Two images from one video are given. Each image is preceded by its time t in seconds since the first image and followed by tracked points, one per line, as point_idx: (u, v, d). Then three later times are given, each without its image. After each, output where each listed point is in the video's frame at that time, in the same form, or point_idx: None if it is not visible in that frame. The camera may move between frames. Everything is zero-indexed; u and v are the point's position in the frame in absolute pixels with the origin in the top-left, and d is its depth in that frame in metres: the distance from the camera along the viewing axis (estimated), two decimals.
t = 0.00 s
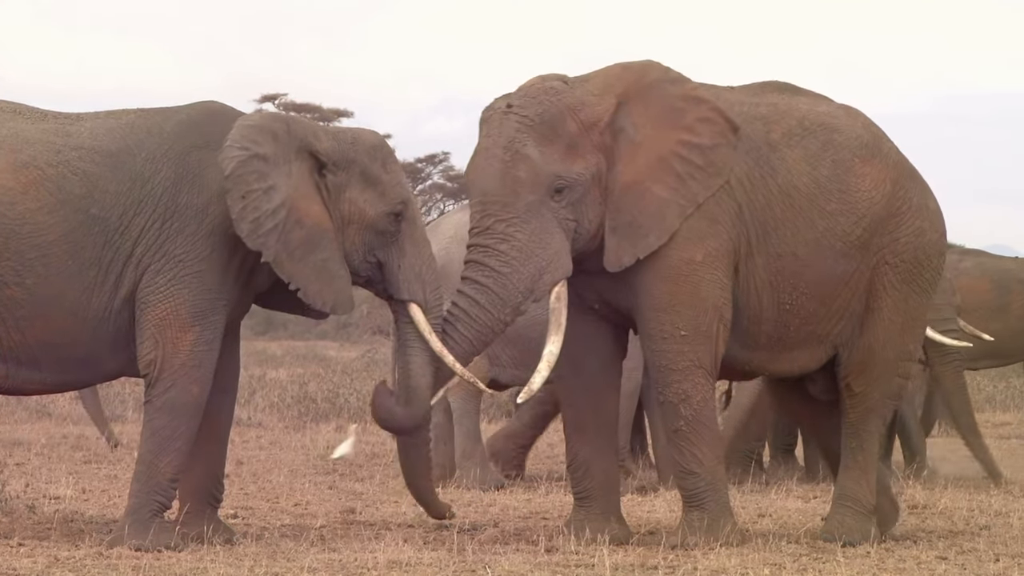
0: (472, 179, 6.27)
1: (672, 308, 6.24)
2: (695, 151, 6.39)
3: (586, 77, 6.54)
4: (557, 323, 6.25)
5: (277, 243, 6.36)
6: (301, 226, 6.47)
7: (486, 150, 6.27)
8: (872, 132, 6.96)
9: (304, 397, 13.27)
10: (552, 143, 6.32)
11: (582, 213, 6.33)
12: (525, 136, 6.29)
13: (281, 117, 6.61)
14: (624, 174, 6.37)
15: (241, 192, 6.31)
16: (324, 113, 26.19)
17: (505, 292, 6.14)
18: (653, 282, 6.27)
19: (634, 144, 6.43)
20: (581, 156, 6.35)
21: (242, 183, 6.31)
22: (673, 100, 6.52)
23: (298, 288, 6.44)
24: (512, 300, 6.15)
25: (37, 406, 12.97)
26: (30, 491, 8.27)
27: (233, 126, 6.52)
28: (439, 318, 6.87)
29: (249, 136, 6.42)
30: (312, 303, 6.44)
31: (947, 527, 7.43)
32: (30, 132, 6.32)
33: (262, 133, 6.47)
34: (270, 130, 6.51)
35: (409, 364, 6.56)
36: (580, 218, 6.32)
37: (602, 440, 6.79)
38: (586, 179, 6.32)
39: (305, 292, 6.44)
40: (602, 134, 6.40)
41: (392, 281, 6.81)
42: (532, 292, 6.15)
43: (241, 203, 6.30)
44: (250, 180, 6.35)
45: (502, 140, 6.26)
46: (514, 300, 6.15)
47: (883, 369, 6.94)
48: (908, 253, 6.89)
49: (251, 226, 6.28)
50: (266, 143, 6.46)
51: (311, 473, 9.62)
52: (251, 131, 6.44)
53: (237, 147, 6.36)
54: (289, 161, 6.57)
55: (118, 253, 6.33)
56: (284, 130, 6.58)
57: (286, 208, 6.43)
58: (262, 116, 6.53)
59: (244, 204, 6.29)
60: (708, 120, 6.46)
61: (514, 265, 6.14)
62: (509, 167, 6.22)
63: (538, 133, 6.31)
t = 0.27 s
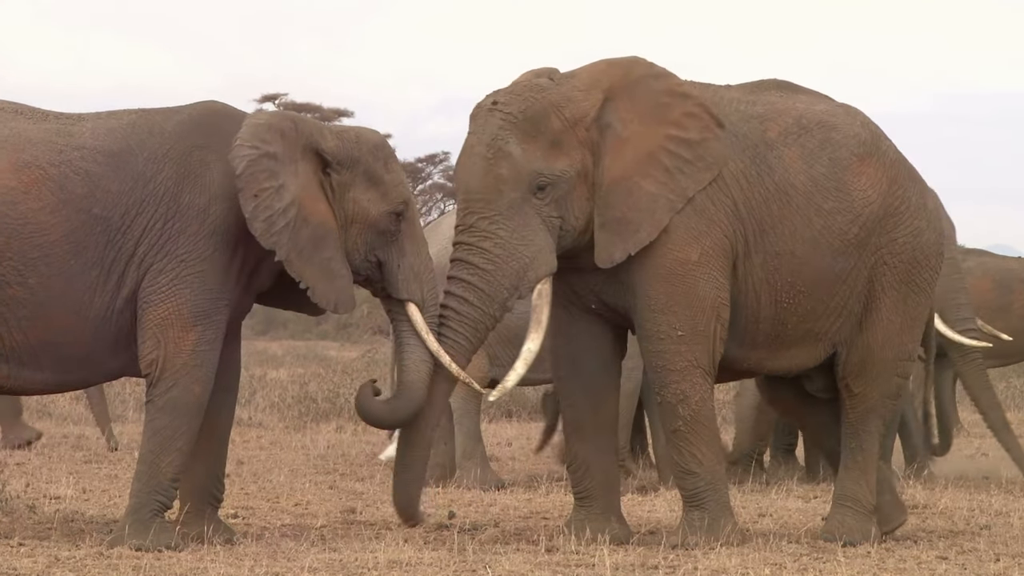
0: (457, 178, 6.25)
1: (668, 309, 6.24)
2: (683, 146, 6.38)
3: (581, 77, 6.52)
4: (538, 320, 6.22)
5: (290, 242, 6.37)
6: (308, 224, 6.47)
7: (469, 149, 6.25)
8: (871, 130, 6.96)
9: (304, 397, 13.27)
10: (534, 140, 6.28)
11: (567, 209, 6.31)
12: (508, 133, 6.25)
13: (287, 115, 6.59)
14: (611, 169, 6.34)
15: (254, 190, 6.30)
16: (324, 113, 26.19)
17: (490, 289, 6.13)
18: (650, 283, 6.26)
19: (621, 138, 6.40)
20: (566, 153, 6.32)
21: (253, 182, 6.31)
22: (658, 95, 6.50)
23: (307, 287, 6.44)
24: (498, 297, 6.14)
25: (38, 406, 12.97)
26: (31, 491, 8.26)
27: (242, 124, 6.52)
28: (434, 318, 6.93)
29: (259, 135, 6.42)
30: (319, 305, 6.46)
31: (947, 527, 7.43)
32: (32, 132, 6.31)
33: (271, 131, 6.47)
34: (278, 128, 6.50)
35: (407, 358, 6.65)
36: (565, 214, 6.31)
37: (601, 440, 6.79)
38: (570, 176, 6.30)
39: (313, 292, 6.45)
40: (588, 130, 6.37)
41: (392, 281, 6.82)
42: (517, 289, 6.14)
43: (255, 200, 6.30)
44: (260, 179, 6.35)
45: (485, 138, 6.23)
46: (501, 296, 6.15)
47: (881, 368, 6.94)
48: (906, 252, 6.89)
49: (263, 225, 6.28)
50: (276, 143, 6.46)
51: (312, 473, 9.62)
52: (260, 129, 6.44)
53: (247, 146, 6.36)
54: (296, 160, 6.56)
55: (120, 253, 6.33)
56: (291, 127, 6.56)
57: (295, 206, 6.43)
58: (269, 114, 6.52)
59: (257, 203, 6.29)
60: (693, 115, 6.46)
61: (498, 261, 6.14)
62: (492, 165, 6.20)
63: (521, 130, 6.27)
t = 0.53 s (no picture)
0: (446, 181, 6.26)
1: (666, 312, 6.24)
2: (676, 158, 6.37)
3: (582, 82, 6.52)
4: (518, 326, 6.35)
5: (296, 243, 6.41)
6: (314, 224, 6.50)
7: (463, 150, 6.25)
8: (869, 132, 6.96)
9: (304, 397, 13.28)
10: (526, 146, 6.30)
11: (556, 215, 6.33)
12: (500, 136, 6.26)
13: (295, 118, 6.63)
14: (602, 177, 6.35)
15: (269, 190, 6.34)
16: (324, 113, 26.19)
17: (480, 293, 6.11)
18: (651, 286, 6.25)
19: (614, 147, 6.40)
20: (556, 160, 6.33)
21: (266, 181, 6.35)
22: (658, 105, 6.49)
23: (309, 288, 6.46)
24: (487, 303, 6.12)
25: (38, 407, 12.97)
26: (31, 491, 8.26)
27: (254, 123, 6.56)
28: (428, 319, 6.97)
29: (271, 134, 6.46)
30: (320, 304, 6.45)
31: (947, 528, 7.43)
32: (33, 132, 6.31)
33: (282, 131, 6.51)
34: (288, 128, 6.55)
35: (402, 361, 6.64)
36: (552, 219, 6.32)
37: (600, 440, 6.79)
38: (560, 183, 6.31)
39: (316, 292, 6.46)
40: (580, 137, 6.37)
41: (388, 281, 6.85)
42: (506, 295, 6.14)
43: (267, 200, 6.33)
44: (273, 179, 6.38)
45: (477, 140, 6.23)
46: (490, 301, 6.13)
47: (880, 370, 6.93)
48: (905, 254, 6.89)
49: (274, 225, 6.32)
50: (287, 142, 6.50)
51: (312, 473, 9.62)
52: (273, 129, 6.49)
53: (261, 146, 6.40)
54: (304, 159, 6.59)
55: (121, 253, 6.33)
56: (299, 128, 6.61)
57: (303, 206, 6.47)
58: (278, 115, 6.56)
59: (269, 202, 6.32)
60: (691, 128, 6.44)
61: (487, 266, 6.13)
62: (482, 169, 6.19)
63: (513, 134, 6.29)
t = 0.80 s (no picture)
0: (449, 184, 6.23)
1: (668, 312, 6.24)
2: (684, 161, 6.33)
3: (585, 86, 6.49)
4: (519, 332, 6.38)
5: (303, 236, 6.39)
6: (317, 218, 6.48)
7: (465, 153, 6.22)
8: (863, 130, 6.99)
9: (304, 398, 13.29)
10: (530, 152, 6.30)
11: (558, 221, 6.33)
12: (505, 142, 6.25)
13: (296, 112, 6.61)
14: (605, 182, 6.34)
15: (274, 182, 6.32)
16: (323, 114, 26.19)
17: (483, 302, 6.15)
18: (652, 286, 6.26)
19: (618, 152, 6.38)
20: (560, 166, 6.33)
21: (272, 174, 6.33)
22: (665, 109, 6.46)
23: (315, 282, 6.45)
24: (489, 311, 6.16)
25: (38, 407, 12.98)
26: (30, 492, 8.26)
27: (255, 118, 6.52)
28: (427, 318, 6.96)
29: (274, 128, 6.45)
30: (325, 300, 6.43)
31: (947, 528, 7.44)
32: (34, 133, 6.30)
33: (285, 124, 6.50)
34: (290, 122, 6.54)
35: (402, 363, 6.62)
36: (554, 225, 6.32)
37: (600, 441, 6.78)
38: (563, 190, 6.31)
39: (322, 289, 6.44)
40: (585, 143, 6.36)
41: (386, 279, 6.85)
42: (508, 302, 6.16)
43: (273, 192, 6.32)
44: (277, 172, 6.37)
45: (481, 145, 6.21)
46: (492, 309, 6.16)
47: (878, 368, 6.95)
48: (900, 252, 6.92)
49: (283, 216, 6.32)
50: (290, 135, 6.49)
51: (312, 474, 9.63)
52: (276, 122, 6.47)
53: (265, 138, 6.39)
54: (306, 153, 6.56)
55: (123, 253, 6.34)
56: (302, 122, 6.59)
57: (307, 200, 6.44)
58: (280, 109, 6.55)
59: (275, 194, 6.31)
60: (700, 130, 6.40)
61: (488, 273, 6.15)
62: (486, 174, 6.18)
63: (517, 140, 6.27)
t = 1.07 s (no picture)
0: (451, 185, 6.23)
1: (670, 314, 6.26)
2: (689, 160, 6.31)
3: (587, 86, 6.46)
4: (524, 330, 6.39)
5: (294, 230, 6.37)
6: (312, 215, 6.47)
7: (468, 153, 6.23)
8: (860, 132, 6.97)
9: (302, 399, 13.28)
10: (533, 150, 6.28)
11: (561, 220, 6.32)
12: (507, 141, 6.23)
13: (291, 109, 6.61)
14: (607, 181, 6.31)
15: (263, 174, 6.30)
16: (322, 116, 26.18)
17: (487, 302, 6.16)
18: (654, 288, 6.28)
19: (621, 151, 6.35)
20: (563, 165, 6.31)
21: (261, 167, 6.31)
22: (670, 106, 6.43)
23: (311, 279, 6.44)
24: (494, 311, 6.18)
25: (37, 409, 12.97)
26: (28, 494, 8.25)
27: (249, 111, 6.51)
28: (429, 317, 6.95)
29: (267, 121, 6.45)
30: (318, 294, 6.45)
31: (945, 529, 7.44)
32: (34, 134, 6.29)
33: (278, 118, 6.50)
34: (284, 116, 6.54)
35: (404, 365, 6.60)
36: (557, 224, 6.31)
37: (600, 442, 6.78)
38: (565, 189, 6.30)
39: (319, 283, 6.45)
40: (587, 142, 6.34)
41: (387, 278, 6.86)
42: (511, 303, 6.18)
43: (262, 185, 6.30)
44: (268, 165, 6.35)
45: (484, 145, 6.21)
46: (496, 309, 6.18)
47: (874, 369, 6.92)
48: (897, 254, 6.89)
49: (270, 210, 6.30)
50: (283, 129, 6.50)
51: (310, 475, 9.62)
52: (268, 116, 6.47)
53: (256, 130, 6.39)
54: (299, 150, 6.57)
55: (122, 254, 6.34)
56: (294, 117, 6.60)
57: (300, 195, 6.43)
58: (274, 103, 6.56)
59: (264, 185, 6.30)
60: (708, 128, 6.36)
61: (492, 273, 6.15)
62: (488, 175, 6.18)
63: (520, 139, 6.26)
